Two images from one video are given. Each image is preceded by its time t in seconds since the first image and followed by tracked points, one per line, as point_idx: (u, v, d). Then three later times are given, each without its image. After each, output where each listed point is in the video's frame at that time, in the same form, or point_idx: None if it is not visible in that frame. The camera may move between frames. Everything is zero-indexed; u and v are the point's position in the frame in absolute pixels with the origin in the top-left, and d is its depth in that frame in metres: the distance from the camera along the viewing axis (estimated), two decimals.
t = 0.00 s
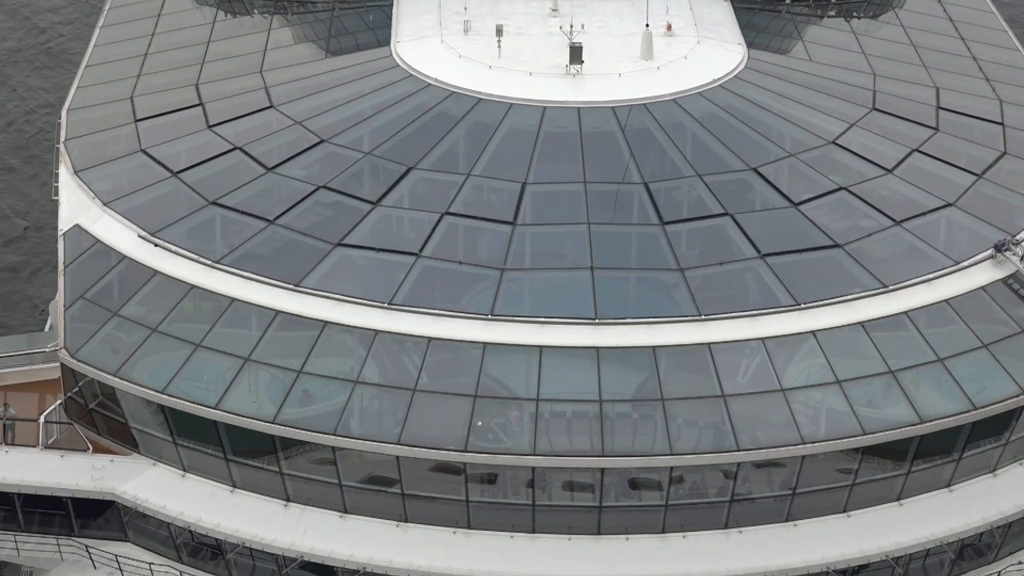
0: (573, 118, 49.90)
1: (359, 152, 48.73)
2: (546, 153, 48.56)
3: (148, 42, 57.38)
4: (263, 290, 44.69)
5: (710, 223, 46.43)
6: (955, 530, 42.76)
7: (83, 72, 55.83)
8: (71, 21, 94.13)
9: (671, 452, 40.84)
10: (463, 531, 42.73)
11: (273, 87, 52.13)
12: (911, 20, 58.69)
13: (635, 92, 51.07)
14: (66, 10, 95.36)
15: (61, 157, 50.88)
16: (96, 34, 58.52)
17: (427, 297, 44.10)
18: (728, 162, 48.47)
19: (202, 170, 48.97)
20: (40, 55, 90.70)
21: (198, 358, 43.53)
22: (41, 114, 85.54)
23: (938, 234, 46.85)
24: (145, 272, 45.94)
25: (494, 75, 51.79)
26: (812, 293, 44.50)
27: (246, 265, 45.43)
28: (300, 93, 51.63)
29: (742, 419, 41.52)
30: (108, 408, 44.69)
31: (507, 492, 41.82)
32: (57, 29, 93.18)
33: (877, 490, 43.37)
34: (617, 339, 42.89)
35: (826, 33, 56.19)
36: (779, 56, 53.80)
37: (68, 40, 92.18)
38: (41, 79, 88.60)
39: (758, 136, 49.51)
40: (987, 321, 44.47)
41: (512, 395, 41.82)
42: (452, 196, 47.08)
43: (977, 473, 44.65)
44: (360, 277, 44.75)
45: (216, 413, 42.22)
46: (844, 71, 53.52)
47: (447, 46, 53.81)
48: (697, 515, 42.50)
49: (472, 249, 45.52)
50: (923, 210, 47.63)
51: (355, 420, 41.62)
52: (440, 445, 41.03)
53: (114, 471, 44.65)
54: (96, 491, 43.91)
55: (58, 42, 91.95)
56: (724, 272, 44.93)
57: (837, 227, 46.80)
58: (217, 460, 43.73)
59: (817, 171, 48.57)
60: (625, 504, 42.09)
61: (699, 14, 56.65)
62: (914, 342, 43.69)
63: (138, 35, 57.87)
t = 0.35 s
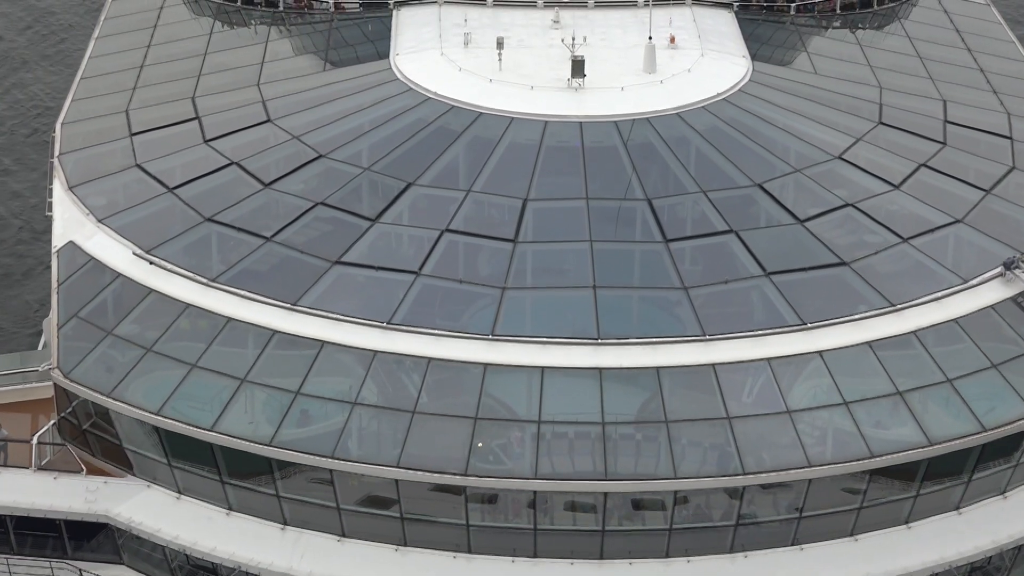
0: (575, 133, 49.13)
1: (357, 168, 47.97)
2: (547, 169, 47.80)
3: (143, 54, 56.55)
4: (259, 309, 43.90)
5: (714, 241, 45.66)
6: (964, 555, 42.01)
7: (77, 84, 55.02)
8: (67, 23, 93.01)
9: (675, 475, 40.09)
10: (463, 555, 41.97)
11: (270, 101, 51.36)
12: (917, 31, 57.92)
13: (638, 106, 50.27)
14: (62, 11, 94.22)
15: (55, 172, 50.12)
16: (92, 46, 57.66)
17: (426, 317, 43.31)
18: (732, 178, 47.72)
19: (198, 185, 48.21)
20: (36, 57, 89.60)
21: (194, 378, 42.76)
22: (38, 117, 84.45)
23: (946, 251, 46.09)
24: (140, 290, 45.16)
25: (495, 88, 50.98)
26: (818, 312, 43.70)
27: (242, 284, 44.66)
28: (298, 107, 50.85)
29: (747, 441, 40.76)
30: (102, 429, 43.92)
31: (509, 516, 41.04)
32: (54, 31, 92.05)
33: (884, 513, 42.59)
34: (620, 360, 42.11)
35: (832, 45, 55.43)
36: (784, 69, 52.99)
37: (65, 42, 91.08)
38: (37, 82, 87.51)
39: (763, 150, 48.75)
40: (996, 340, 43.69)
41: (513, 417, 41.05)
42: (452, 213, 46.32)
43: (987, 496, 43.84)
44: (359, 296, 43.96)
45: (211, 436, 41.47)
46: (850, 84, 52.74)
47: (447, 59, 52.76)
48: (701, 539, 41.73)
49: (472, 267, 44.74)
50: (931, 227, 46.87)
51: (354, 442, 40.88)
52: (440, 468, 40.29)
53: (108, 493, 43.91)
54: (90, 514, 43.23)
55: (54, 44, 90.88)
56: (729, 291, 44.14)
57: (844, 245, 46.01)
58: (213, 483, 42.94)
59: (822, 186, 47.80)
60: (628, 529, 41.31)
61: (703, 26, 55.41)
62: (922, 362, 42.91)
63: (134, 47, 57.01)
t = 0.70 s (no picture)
0: (578, 147, 48.36)
1: (356, 184, 47.20)
2: (549, 186, 47.03)
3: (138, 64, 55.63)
4: (256, 329, 43.11)
5: (719, 259, 44.88)
6: None
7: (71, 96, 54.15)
8: (62, 23, 91.82)
9: (680, 500, 39.35)
10: None
11: (268, 115, 50.58)
12: (924, 42, 57.11)
13: (641, 120, 49.47)
14: (57, 11, 93.02)
15: (48, 187, 49.33)
16: (86, 55, 56.64)
17: (426, 337, 42.50)
18: (737, 194, 46.95)
19: (194, 202, 47.44)
20: (32, 57, 88.42)
21: (189, 400, 41.98)
22: (32, 117, 83.30)
23: (955, 269, 45.32)
24: (135, 309, 44.39)
25: (496, 102, 50.17)
26: (825, 332, 42.89)
27: (238, 302, 43.86)
28: (295, 122, 50.07)
29: (753, 465, 39.98)
30: (96, 451, 43.13)
31: (509, 541, 40.26)
32: (48, 31, 90.87)
33: (893, 537, 41.79)
34: (624, 382, 41.32)
35: (837, 57, 54.62)
36: (789, 82, 52.18)
37: (60, 43, 89.96)
38: (32, 82, 86.32)
39: (768, 166, 47.98)
40: (1006, 361, 42.91)
41: (515, 440, 40.29)
42: (452, 231, 45.54)
43: (997, 519, 43.02)
44: (357, 316, 43.16)
45: (207, 459, 40.75)
46: (856, 97, 51.95)
47: (447, 72, 51.88)
48: (706, 564, 40.94)
49: (473, 286, 43.95)
50: (940, 244, 46.10)
51: (352, 466, 40.13)
52: (440, 493, 39.56)
53: (102, 516, 43.19)
54: (83, 537, 42.62)
55: (50, 45, 89.86)
56: (734, 310, 43.33)
57: (851, 263, 45.22)
58: (209, 507, 42.17)
59: (829, 203, 47.03)
60: (631, 554, 40.53)
61: (707, 38, 54.49)
62: (931, 383, 42.11)
63: (129, 57, 56.03)
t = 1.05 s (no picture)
0: (580, 163, 47.60)
1: (354, 200, 46.44)
2: (551, 203, 46.28)
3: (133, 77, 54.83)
4: (252, 350, 42.32)
5: (723, 277, 44.09)
6: None
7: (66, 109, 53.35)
8: (56, 19, 90.47)
9: (684, 525, 38.60)
10: None
11: (265, 129, 49.81)
12: (930, 54, 56.33)
13: (644, 135, 48.68)
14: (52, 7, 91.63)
15: (42, 202, 48.55)
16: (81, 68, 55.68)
17: (425, 358, 41.70)
18: (742, 211, 46.20)
19: (189, 218, 46.67)
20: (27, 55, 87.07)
21: (184, 422, 41.20)
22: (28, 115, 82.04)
23: (963, 287, 44.54)
24: (129, 328, 43.62)
25: (497, 116, 49.39)
26: (832, 353, 42.08)
27: (234, 322, 43.07)
28: (293, 136, 49.30)
29: (759, 490, 39.21)
30: (89, 473, 42.36)
31: (511, 566, 39.48)
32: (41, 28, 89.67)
33: (901, 562, 40.98)
34: (626, 404, 40.55)
35: (843, 69, 53.83)
36: (794, 95, 51.40)
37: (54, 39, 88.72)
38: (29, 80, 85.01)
39: (773, 182, 47.24)
40: (1016, 381, 42.12)
41: (516, 464, 39.51)
42: (452, 249, 44.77)
43: (1007, 541, 42.20)
44: (355, 336, 42.36)
45: (203, 483, 39.98)
46: (862, 111, 51.18)
47: (447, 85, 51.08)
48: None
49: (473, 305, 43.17)
50: (948, 261, 45.33)
51: (350, 491, 39.35)
52: (440, 518, 38.82)
53: (97, 540, 42.46)
54: (76, 562, 41.98)
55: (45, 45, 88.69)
56: (739, 330, 42.53)
57: (858, 281, 44.41)
58: (204, 530, 41.40)
59: (835, 220, 46.26)
60: None
61: (711, 50, 53.66)
62: (940, 405, 41.31)
63: (125, 69, 55.11)
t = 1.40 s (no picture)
0: (582, 179, 46.83)
1: (352, 218, 45.67)
2: (552, 221, 45.51)
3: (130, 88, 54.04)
4: (248, 371, 41.52)
5: (729, 297, 43.31)
6: None
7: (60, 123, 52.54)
8: (51, 19, 89.29)
9: (689, 551, 37.82)
10: None
11: (262, 143, 49.05)
12: (937, 66, 55.53)
13: (647, 151, 47.91)
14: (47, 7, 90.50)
15: (36, 219, 47.77)
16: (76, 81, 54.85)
17: (424, 380, 40.90)
18: (747, 229, 45.44)
19: (185, 236, 45.90)
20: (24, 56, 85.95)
21: (179, 444, 40.39)
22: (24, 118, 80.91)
23: (972, 307, 43.74)
24: (123, 349, 42.84)
25: (497, 132, 48.61)
26: (839, 374, 41.26)
27: (230, 342, 42.31)
28: (290, 151, 48.52)
29: (766, 515, 38.40)
30: (82, 496, 41.52)
31: None
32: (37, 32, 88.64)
33: None
34: (630, 428, 39.75)
35: (848, 82, 53.04)
36: (800, 110, 50.62)
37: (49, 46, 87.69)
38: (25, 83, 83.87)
39: (778, 198, 46.49)
40: None
41: (517, 488, 38.70)
42: (452, 268, 43.99)
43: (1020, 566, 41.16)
44: (352, 357, 41.56)
45: (198, 508, 39.17)
46: (869, 125, 50.39)
47: (447, 99, 50.30)
48: None
49: (473, 326, 42.38)
50: (956, 280, 44.54)
51: (348, 516, 38.55)
52: (440, 544, 38.00)
53: (90, 565, 41.68)
54: None
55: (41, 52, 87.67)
56: (744, 351, 41.75)
57: (865, 300, 43.61)
58: (199, 555, 40.58)
59: (842, 238, 45.47)
60: None
61: (715, 63, 52.89)
62: (950, 427, 40.49)
63: (119, 82, 54.28)
